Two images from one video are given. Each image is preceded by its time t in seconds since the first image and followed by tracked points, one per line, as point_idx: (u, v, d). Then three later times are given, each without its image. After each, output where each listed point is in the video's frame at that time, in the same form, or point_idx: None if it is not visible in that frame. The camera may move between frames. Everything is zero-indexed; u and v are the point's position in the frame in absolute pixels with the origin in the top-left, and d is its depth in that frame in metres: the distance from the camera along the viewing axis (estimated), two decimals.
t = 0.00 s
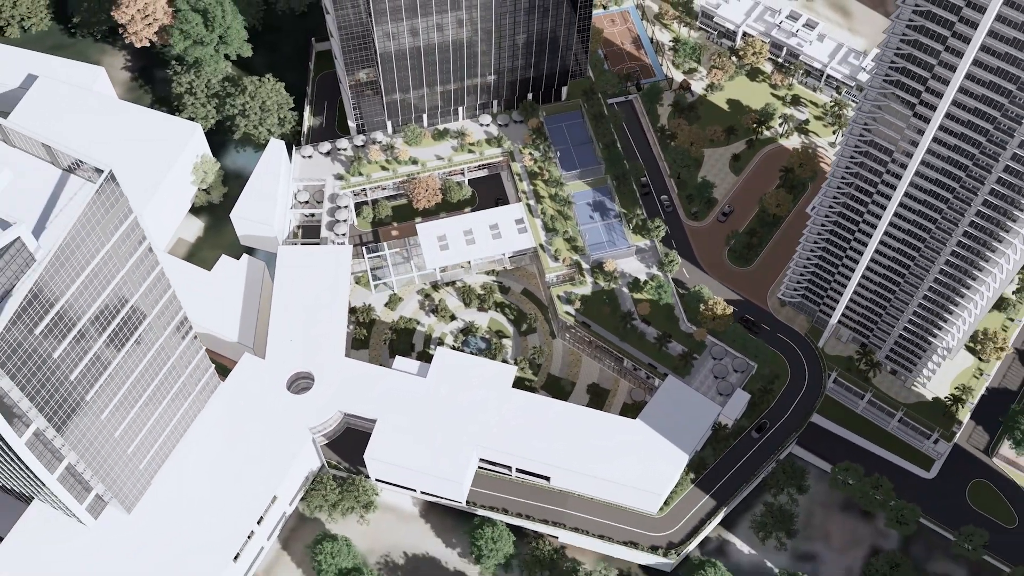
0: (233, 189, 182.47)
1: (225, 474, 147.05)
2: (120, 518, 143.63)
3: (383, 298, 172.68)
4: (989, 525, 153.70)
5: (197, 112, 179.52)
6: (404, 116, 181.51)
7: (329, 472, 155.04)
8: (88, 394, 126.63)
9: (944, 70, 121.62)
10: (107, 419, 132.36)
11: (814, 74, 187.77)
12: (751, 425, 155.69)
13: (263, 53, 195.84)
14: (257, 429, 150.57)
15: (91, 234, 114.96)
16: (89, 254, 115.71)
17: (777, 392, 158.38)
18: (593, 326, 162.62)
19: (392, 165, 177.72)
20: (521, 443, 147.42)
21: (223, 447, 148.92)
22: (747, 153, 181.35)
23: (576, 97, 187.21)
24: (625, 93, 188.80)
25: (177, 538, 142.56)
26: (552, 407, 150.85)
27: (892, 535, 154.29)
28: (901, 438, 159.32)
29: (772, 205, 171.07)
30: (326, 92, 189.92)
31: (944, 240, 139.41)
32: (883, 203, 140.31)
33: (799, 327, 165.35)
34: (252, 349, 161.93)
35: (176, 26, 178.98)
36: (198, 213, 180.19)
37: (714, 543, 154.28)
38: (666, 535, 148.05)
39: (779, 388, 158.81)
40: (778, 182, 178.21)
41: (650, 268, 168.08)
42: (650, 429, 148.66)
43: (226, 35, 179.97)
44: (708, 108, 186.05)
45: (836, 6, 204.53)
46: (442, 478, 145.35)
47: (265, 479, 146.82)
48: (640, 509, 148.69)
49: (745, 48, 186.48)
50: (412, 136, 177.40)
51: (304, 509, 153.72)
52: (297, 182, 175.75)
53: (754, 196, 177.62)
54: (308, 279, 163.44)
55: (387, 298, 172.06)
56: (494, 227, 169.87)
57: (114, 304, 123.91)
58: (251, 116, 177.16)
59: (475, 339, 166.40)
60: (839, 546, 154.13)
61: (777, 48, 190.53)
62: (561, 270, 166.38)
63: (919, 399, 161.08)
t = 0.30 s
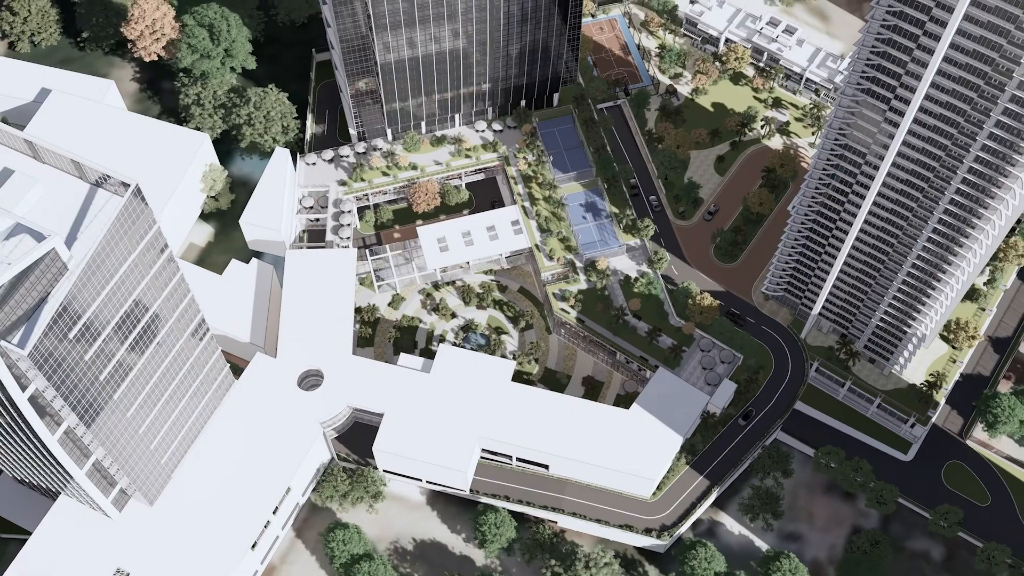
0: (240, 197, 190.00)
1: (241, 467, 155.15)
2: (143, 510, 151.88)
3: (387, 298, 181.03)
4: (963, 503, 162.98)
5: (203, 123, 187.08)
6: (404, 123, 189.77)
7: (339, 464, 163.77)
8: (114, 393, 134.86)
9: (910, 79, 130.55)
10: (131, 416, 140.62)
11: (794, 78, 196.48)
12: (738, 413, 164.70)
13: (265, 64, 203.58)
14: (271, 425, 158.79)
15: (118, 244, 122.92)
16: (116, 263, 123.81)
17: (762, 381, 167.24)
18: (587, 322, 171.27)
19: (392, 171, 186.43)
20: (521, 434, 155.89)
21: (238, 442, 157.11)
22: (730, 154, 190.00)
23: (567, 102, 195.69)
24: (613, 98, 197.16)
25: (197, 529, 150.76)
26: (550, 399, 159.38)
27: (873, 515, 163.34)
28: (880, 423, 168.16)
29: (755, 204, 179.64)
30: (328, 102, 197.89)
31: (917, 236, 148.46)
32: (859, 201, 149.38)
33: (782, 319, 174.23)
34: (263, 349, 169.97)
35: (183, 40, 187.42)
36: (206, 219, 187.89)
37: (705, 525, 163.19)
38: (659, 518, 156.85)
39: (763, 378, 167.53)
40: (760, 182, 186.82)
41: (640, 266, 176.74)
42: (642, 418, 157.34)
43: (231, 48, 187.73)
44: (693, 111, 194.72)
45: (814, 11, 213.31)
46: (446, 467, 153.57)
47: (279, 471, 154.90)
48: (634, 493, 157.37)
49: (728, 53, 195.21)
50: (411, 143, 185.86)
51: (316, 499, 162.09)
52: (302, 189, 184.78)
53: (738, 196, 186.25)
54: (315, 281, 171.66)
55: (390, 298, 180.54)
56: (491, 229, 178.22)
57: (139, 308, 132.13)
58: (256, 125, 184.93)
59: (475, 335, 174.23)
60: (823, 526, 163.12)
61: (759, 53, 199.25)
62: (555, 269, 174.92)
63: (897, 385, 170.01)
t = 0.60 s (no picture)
0: (247, 204, 198.82)
1: (255, 462, 163.43)
2: (162, 503, 160.19)
3: (389, 298, 189.52)
4: (939, 486, 172.13)
5: (210, 133, 194.81)
6: (402, 131, 198.08)
7: (346, 458, 172.24)
8: (137, 393, 143.16)
9: (880, 89, 139.73)
10: (152, 414, 148.96)
11: (775, 83, 205.33)
12: (725, 404, 173.40)
13: (267, 76, 211.45)
14: (282, 421, 167.13)
15: (141, 254, 131.10)
16: (139, 271, 131.99)
17: (747, 374, 176.16)
18: (581, 319, 179.58)
19: (393, 177, 194.69)
20: (520, 426, 164.51)
21: (252, 438, 165.44)
22: (715, 157, 198.74)
23: (559, 109, 204.24)
24: (603, 104, 205.62)
25: (214, 520, 159.06)
26: (547, 393, 168.10)
27: (854, 499, 172.42)
28: (858, 411, 177.92)
29: (739, 205, 188.48)
30: (329, 111, 206.29)
31: (891, 233, 157.45)
32: (836, 201, 158.31)
33: (766, 314, 183.19)
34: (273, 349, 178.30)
35: (191, 54, 196.46)
36: (215, 225, 196.11)
37: (695, 510, 172.17)
38: (651, 504, 165.69)
39: (748, 370, 176.46)
40: (744, 184, 195.64)
41: (631, 265, 185.22)
42: (634, 409, 166.09)
43: (236, 61, 197.31)
44: (679, 116, 203.50)
45: (795, 17, 222.23)
46: (449, 459, 162.14)
47: (291, 465, 163.22)
48: (627, 481, 166.14)
49: (711, 60, 203.94)
50: (411, 150, 194.54)
51: (326, 492, 170.46)
52: (307, 196, 192.49)
53: (723, 197, 195.07)
54: (321, 284, 180.13)
55: (392, 299, 189.12)
56: (487, 232, 186.95)
57: (159, 313, 140.49)
58: (262, 134, 192.21)
59: (475, 333, 183.47)
60: (806, 510, 172.17)
61: (741, 59, 208.04)
62: (550, 269, 183.68)
63: (876, 375, 179.01)
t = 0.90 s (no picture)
0: (253, 211, 206.99)
1: (266, 458, 171.57)
2: (179, 499, 168.42)
3: (391, 301, 197.57)
4: (917, 474, 181.10)
5: (216, 143, 203.12)
6: (401, 140, 206.42)
7: (353, 454, 181.32)
8: (157, 394, 151.83)
9: (854, 100, 149.07)
10: (170, 413, 157.30)
11: (758, 89, 213.98)
12: (713, 398, 182.62)
13: (269, 87, 219.09)
14: (291, 419, 175.38)
15: (162, 263, 139.76)
16: (160, 279, 140.62)
17: (733, 369, 185.27)
18: (574, 319, 188.26)
19: (393, 184, 203.18)
20: (518, 421, 173.06)
21: (263, 435, 173.73)
22: (702, 162, 207.37)
23: (551, 117, 212.75)
24: (593, 112, 213.99)
25: (228, 513, 167.36)
26: (543, 390, 176.75)
27: (837, 487, 181.29)
28: (840, 403, 186.24)
29: (725, 207, 197.00)
30: (330, 121, 214.19)
31: (867, 234, 166.62)
32: (815, 202, 167.11)
33: (751, 312, 192.06)
34: (280, 350, 186.15)
35: (197, 68, 203.39)
36: (223, 232, 204.56)
37: (685, 499, 180.94)
38: (644, 494, 174.47)
39: (734, 365, 185.30)
40: (729, 188, 204.22)
41: (622, 266, 193.69)
42: (626, 404, 174.86)
43: (241, 75, 204.84)
44: (667, 123, 212.09)
45: (777, 25, 231.13)
46: (451, 453, 170.62)
47: (300, 462, 171.30)
48: (620, 472, 174.89)
49: (697, 69, 212.54)
50: (410, 158, 203.02)
51: (333, 486, 178.80)
52: (310, 204, 201.07)
53: (710, 200, 203.53)
54: (326, 287, 188.25)
55: (394, 301, 197.05)
56: (484, 236, 195.27)
57: (178, 319, 149.07)
58: (266, 144, 200.40)
59: (474, 332, 191.85)
60: (791, 498, 181.01)
61: (726, 67, 216.59)
62: (545, 271, 192.27)
63: (856, 369, 187.88)
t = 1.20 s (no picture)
0: (259, 219, 214.80)
1: (276, 456, 179.85)
2: (193, 495, 176.61)
3: (393, 304, 205.81)
4: (897, 465, 189.93)
5: (223, 154, 211.19)
6: (401, 150, 214.58)
7: (358, 451, 188.78)
8: (174, 395, 160.36)
9: (831, 111, 158.06)
10: (186, 413, 165.59)
11: (744, 97, 222.27)
12: (702, 394, 191.33)
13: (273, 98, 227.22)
14: (299, 418, 183.62)
15: (181, 272, 148.41)
16: (179, 287, 149.20)
17: (721, 366, 193.83)
18: (569, 320, 196.67)
19: (394, 192, 210.96)
20: (516, 418, 181.54)
21: (273, 434, 182.02)
22: (690, 168, 215.78)
23: (545, 126, 221.13)
24: (585, 121, 222.12)
25: (241, 508, 175.62)
26: (540, 388, 185.17)
27: (820, 478, 190.04)
28: (824, 398, 195.01)
29: (712, 212, 205.59)
30: (331, 131, 222.56)
31: (846, 237, 175.56)
32: (798, 206, 175.67)
33: (738, 312, 200.74)
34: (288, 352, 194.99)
35: (204, 82, 211.70)
36: (230, 240, 212.71)
37: (677, 491, 189.58)
38: (637, 486, 183.09)
39: (722, 363, 194.09)
40: (716, 192, 212.72)
41: (614, 269, 202.10)
42: (619, 400, 183.48)
43: (246, 88, 213.11)
44: (656, 130, 220.56)
45: (762, 34, 239.68)
46: (452, 449, 178.88)
47: (309, 459, 179.59)
48: (614, 466, 183.47)
49: (685, 78, 220.96)
50: (410, 167, 211.62)
51: (340, 482, 187.16)
52: (314, 211, 209.25)
53: (698, 204, 212.04)
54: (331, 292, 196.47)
55: (395, 304, 205.26)
56: (482, 241, 203.32)
57: (194, 325, 157.55)
58: (271, 154, 208.35)
59: (473, 334, 200.43)
60: (777, 489, 189.76)
61: (712, 76, 224.84)
62: (540, 274, 200.63)
63: (838, 366, 196.46)
